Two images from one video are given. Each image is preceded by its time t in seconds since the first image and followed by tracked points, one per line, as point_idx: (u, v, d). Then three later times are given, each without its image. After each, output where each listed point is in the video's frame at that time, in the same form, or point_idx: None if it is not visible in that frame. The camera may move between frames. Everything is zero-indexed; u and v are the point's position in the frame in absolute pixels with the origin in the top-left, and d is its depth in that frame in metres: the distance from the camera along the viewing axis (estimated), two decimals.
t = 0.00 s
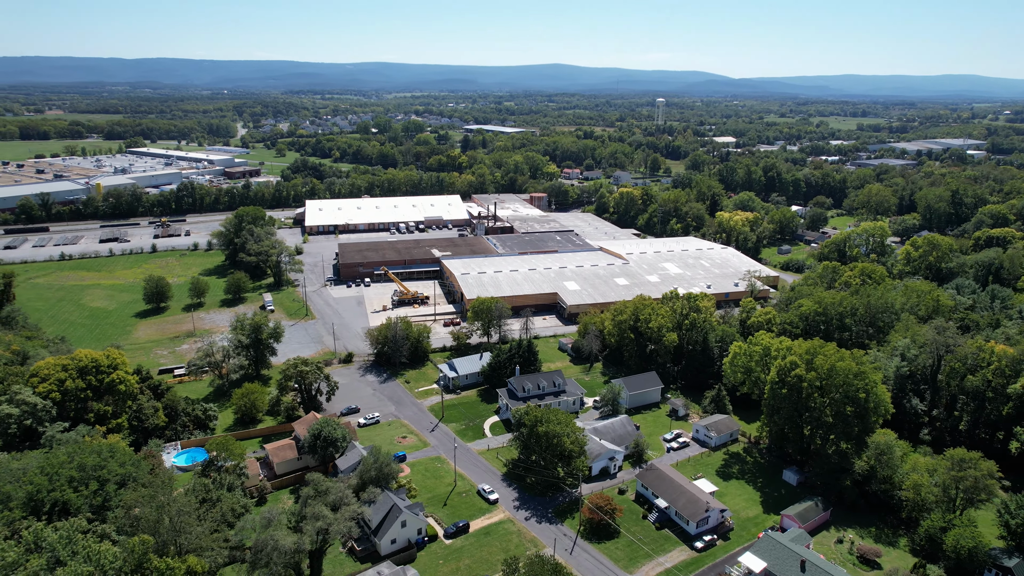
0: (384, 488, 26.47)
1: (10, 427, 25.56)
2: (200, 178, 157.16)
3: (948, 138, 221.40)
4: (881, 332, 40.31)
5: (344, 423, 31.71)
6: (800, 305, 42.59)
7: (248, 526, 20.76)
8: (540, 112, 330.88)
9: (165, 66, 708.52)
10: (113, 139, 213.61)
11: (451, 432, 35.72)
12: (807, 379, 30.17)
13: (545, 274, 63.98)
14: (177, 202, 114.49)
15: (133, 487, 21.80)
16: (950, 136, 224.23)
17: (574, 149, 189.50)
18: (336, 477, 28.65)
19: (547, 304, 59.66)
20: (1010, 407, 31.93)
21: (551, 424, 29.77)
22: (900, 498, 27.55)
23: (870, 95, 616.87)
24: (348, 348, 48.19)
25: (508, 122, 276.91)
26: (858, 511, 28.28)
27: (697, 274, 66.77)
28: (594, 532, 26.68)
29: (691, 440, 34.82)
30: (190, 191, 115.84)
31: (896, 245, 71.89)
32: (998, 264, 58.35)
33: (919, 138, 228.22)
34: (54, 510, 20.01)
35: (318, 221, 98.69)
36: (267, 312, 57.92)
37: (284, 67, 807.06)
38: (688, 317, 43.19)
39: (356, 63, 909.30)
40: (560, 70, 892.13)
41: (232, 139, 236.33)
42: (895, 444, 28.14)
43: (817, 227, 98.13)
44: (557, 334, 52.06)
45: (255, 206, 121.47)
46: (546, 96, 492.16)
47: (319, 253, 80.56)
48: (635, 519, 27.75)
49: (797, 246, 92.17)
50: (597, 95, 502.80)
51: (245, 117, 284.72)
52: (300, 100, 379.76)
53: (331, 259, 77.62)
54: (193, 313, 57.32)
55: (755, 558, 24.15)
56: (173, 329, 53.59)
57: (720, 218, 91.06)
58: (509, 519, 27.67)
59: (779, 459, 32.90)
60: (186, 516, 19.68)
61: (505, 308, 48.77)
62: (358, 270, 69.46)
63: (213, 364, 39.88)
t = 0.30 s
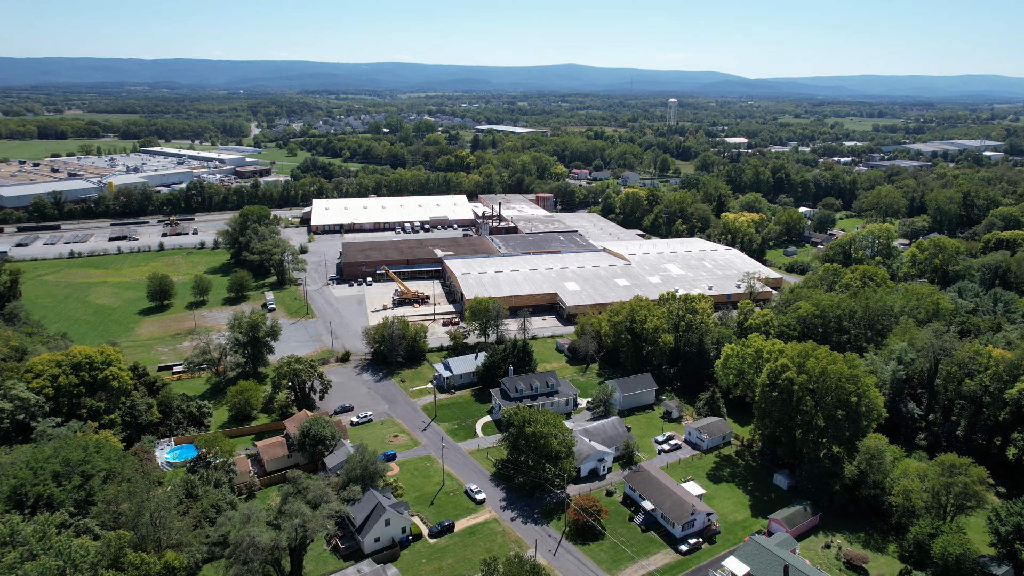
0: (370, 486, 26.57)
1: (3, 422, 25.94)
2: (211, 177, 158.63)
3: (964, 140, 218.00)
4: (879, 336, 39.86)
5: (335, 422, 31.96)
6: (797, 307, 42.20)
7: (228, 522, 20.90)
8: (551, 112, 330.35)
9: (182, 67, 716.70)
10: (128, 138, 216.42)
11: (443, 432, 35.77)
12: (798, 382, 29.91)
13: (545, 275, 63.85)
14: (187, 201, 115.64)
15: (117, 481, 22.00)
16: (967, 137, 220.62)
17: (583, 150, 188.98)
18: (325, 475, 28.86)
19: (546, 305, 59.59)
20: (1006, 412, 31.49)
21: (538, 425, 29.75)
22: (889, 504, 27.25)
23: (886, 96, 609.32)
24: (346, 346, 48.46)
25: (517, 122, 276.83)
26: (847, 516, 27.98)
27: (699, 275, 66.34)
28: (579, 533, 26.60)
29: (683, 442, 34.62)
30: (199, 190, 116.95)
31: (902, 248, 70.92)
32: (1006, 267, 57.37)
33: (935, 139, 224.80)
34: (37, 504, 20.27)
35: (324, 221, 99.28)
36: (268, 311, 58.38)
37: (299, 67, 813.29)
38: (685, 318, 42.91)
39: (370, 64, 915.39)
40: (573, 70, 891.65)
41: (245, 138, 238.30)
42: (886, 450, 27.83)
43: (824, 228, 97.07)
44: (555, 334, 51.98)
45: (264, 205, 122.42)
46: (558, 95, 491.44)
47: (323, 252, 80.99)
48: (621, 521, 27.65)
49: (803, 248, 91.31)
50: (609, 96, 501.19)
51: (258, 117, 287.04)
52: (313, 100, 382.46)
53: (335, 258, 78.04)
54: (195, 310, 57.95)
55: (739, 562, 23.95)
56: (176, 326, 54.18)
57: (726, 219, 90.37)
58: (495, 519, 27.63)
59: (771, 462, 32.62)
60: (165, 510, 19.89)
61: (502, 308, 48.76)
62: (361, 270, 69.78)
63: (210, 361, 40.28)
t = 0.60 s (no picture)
0: (355, 485, 26.70)
1: None
2: (222, 177, 160.09)
3: (980, 141, 214.75)
4: (876, 339, 39.45)
5: (325, 420, 32.16)
6: (794, 309, 41.81)
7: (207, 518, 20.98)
8: (562, 112, 329.76)
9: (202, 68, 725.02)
10: (143, 137, 219.13)
11: (435, 431, 35.87)
12: (788, 385, 29.64)
13: (546, 275, 63.77)
14: (196, 200, 116.76)
15: (102, 476, 22.28)
16: (984, 139, 217.17)
17: (592, 150, 188.40)
18: (313, 472, 29.04)
19: (546, 305, 59.53)
20: (1003, 417, 31.01)
21: (525, 425, 29.70)
22: (878, 509, 26.96)
23: (902, 96, 602.26)
24: (344, 345, 48.70)
25: (528, 122, 276.67)
26: (836, 521, 27.73)
27: (701, 276, 65.92)
28: (564, 534, 26.56)
29: (675, 444, 34.44)
30: (208, 189, 118.05)
31: (909, 250, 69.97)
32: (1013, 270, 56.40)
33: (951, 141, 221.60)
34: (20, 498, 20.58)
35: (330, 220, 99.85)
36: (270, 309, 58.82)
37: (313, 67, 818.79)
38: (681, 320, 42.68)
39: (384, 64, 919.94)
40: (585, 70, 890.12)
41: (257, 137, 240.27)
42: (876, 453, 27.59)
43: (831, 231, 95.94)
44: (553, 335, 51.92)
45: (272, 204, 123.30)
46: (569, 96, 490.56)
47: (327, 251, 81.46)
48: (607, 522, 27.59)
49: (810, 250, 90.37)
50: (621, 96, 499.42)
51: (271, 117, 289.34)
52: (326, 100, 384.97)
53: (338, 257, 78.45)
54: (198, 308, 58.50)
55: (722, 566, 23.82)
56: (178, 323, 54.80)
57: (731, 220, 89.76)
58: (481, 519, 27.65)
59: (762, 466, 32.35)
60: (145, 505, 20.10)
61: (499, 308, 48.75)
62: (363, 269, 70.05)
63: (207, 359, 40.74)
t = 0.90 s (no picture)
0: (341, 483, 26.82)
1: None
2: (232, 176, 161.47)
3: (997, 142, 211.15)
4: (874, 342, 39.06)
5: (316, 418, 32.35)
6: (792, 311, 41.42)
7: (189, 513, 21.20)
8: (573, 112, 328.84)
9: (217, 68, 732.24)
10: (157, 136, 221.69)
11: (427, 430, 35.97)
12: (779, 388, 29.37)
13: (547, 275, 63.65)
14: (206, 199, 117.88)
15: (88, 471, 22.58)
16: (1002, 140, 213.51)
17: (601, 151, 187.73)
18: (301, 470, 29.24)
19: (545, 305, 59.45)
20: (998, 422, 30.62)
21: (513, 426, 29.66)
22: (867, 514, 26.69)
23: (919, 97, 594.27)
24: (341, 344, 48.97)
25: (538, 123, 276.28)
26: (825, 526, 27.47)
27: (703, 278, 65.48)
28: (549, 534, 26.52)
29: (667, 446, 34.27)
30: (217, 188, 119.19)
31: (916, 252, 68.98)
32: (1020, 274, 55.45)
33: (968, 142, 218.10)
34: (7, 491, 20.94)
35: (337, 219, 100.42)
36: (272, 307, 59.32)
37: (328, 67, 824.11)
38: (677, 321, 42.41)
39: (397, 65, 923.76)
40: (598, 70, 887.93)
41: (268, 136, 241.97)
42: (865, 458, 27.30)
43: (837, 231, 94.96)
44: (551, 335, 51.86)
45: (280, 203, 124.13)
46: (581, 96, 489.16)
47: (331, 250, 81.97)
48: (593, 523, 27.51)
49: (817, 252, 89.41)
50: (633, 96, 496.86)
51: (283, 116, 291.35)
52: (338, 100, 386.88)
53: (342, 256, 78.87)
54: (201, 306, 59.09)
55: (706, 569, 23.67)
56: (181, 321, 55.42)
57: (737, 221, 89.09)
58: (467, 518, 27.69)
59: (753, 469, 32.11)
60: (128, 500, 20.33)
61: (497, 307, 48.77)
62: (366, 268, 70.36)
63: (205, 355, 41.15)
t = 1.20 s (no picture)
0: (327, 482, 26.99)
1: None
2: (243, 175, 162.90)
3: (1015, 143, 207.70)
4: (872, 345, 38.65)
5: (306, 417, 32.51)
6: (790, 313, 41.02)
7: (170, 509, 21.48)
8: (584, 112, 327.95)
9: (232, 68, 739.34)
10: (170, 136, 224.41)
11: (419, 429, 36.07)
12: (769, 391, 29.08)
13: (547, 275, 63.52)
14: (215, 198, 119.03)
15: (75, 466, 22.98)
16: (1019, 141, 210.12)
17: (610, 151, 187.12)
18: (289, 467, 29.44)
19: (545, 306, 59.40)
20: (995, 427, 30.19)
21: (501, 426, 29.64)
22: (856, 519, 26.42)
23: (936, 97, 586.43)
24: (340, 342, 49.27)
25: (548, 123, 276.12)
26: (813, 530, 27.24)
27: (705, 279, 65.06)
28: (533, 535, 26.51)
29: (659, 448, 34.11)
30: (226, 187, 120.30)
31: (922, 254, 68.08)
32: None
33: (985, 143, 214.64)
34: None
35: (343, 218, 101.00)
36: (273, 305, 59.78)
37: (345, 68, 830.46)
38: (673, 322, 42.17)
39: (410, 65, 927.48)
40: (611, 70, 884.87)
41: (280, 136, 243.89)
42: (854, 462, 26.94)
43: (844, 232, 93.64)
44: (549, 335, 51.82)
45: (288, 202, 125.03)
46: (592, 96, 487.82)
47: (336, 249, 82.49)
48: (579, 525, 27.46)
49: (823, 254, 88.53)
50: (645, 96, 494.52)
51: (295, 116, 293.68)
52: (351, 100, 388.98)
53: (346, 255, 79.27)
54: (203, 304, 59.69)
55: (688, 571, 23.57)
56: (183, 318, 56.04)
57: (743, 222, 88.47)
58: (452, 518, 27.74)
59: (744, 472, 31.87)
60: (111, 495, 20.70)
61: (494, 307, 48.78)
62: (368, 267, 70.71)
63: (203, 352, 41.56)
